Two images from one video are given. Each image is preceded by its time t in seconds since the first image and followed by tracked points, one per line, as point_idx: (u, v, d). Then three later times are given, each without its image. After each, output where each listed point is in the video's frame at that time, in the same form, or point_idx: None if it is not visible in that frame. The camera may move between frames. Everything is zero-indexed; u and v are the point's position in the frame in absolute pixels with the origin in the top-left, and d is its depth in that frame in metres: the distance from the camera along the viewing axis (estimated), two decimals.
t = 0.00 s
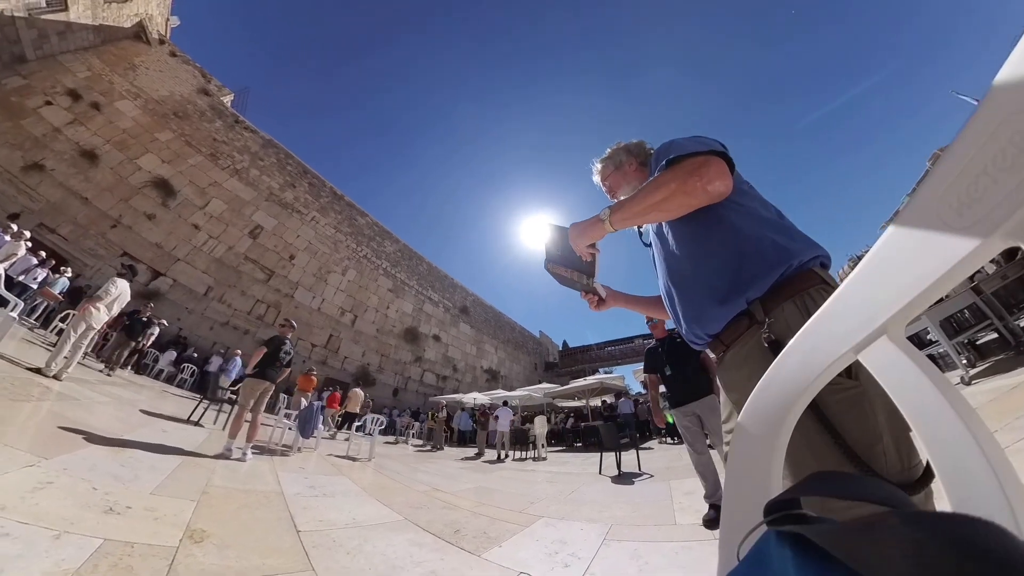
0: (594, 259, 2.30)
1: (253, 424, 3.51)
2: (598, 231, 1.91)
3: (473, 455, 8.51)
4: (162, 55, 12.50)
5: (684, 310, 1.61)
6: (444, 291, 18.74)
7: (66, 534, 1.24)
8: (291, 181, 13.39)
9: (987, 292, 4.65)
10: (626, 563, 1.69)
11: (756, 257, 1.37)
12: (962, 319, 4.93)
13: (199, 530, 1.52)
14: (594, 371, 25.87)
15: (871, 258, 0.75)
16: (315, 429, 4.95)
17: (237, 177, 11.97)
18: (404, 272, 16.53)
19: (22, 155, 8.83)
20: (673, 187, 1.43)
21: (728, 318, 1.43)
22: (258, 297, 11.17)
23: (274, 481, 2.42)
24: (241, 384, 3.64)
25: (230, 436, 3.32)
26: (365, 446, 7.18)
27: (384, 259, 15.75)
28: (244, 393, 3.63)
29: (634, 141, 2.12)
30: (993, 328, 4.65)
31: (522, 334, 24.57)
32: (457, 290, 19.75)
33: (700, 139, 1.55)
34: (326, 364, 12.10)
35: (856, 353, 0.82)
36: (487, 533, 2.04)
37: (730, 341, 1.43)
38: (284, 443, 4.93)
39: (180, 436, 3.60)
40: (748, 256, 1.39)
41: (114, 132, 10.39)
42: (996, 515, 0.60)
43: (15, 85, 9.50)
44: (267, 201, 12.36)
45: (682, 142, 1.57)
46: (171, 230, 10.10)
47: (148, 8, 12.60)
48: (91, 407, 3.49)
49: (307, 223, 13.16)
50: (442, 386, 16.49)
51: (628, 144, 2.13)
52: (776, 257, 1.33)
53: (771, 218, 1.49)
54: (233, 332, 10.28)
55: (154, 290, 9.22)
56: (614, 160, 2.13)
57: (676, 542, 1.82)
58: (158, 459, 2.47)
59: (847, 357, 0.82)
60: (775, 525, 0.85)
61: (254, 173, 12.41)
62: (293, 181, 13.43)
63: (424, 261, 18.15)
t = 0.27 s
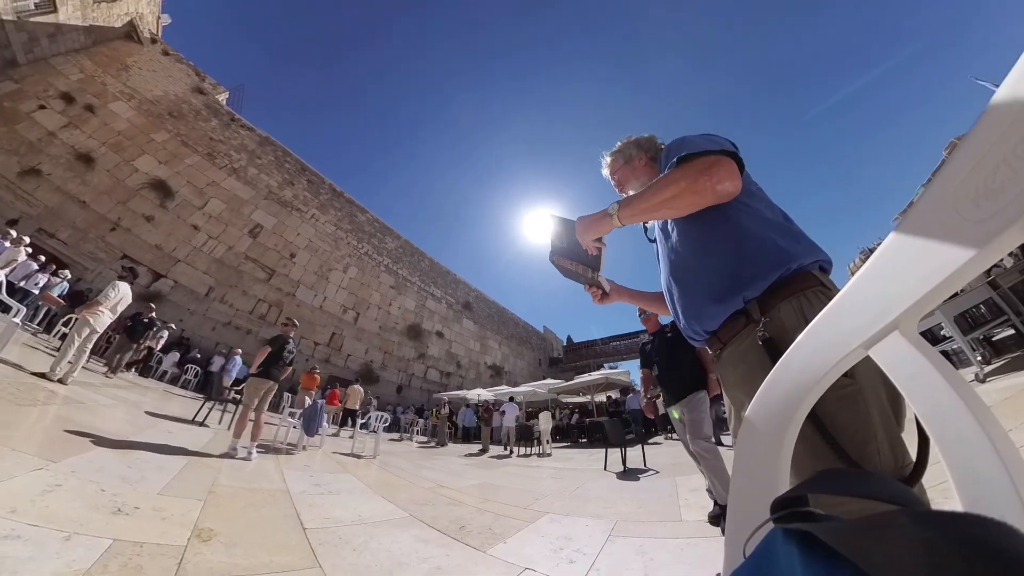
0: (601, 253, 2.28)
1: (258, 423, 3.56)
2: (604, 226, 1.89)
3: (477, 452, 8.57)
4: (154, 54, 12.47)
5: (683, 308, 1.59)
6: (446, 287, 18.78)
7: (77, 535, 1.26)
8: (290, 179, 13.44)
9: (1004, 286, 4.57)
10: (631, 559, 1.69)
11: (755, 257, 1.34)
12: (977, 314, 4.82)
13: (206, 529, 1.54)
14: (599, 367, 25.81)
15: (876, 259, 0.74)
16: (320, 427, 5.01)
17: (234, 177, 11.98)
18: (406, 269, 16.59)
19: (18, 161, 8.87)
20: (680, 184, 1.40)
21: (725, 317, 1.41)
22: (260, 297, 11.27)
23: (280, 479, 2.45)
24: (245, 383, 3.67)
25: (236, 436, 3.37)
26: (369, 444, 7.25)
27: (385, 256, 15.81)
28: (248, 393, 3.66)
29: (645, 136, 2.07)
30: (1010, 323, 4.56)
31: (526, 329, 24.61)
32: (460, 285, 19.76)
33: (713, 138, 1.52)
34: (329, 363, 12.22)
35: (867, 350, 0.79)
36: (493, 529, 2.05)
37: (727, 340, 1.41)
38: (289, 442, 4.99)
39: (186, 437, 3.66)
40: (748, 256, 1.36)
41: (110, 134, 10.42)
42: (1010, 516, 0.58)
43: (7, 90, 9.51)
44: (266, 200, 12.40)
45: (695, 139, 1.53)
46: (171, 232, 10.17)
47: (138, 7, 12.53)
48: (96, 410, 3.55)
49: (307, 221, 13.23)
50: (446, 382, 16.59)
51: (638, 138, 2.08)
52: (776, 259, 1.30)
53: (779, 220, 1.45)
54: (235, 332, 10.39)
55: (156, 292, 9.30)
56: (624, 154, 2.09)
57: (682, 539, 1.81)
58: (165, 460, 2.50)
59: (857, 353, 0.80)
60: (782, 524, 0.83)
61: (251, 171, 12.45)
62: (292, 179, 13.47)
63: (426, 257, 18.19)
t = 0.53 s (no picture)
0: (609, 247, 2.23)
1: (262, 422, 3.61)
2: (613, 223, 1.88)
3: (482, 448, 8.63)
4: (146, 53, 12.38)
5: (684, 306, 1.59)
6: (449, 283, 18.79)
7: (87, 536, 1.28)
8: (289, 176, 13.46)
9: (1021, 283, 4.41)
10: (637, 556, 1.69)
11: (757, 260, 1.33)
12: (994, 309, 4.71)
13: (214, 528, 1.56)
14: (604, 362, 25.77)
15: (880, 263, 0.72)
16: (324, 425, 5.07)
17: (232, 176, 12.01)
18: (409, 265, 16.63)
19: (15, 166, 8.95)
20: (688, 186, 1.39)
21: (724, 317, 1.41)
22: (262, 296, 11.34)
23: (285, 477, 2.48)
24: (251, 382, 3.71)
25: (241, 435, 3.41)
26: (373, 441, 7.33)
27: (387, 252, 15.85)
28: (253, 392, 3.70)
29: (657, 132, 2.03)
30: None
31: (530, 324, 24.64)
32: (463, 281, 19.79)
33: (724, 140, 1.50)
34: (332, 361, 12.34)
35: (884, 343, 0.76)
36: (498, 525, 2.06)
37: (725, 339, 1.42)
38: (294, 440, 5.05)
39: (191, 437, 3.72)
40: (751, 259, 1.35)
41: (105, 136, 10.45)
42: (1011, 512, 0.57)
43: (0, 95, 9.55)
44: (265, 198, 12.44)
45: (706, 141, 1.51)
46: (170, 233, 10.24)
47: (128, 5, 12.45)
48: (102, 412, 3.60)
49: (307, 219, 13.27)
50: (450, 378, 16.70)
51: (650, 135, 2.04)
52: (776, 263, 1.29)
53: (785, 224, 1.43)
54: (237, 332, 10.51)
55: (158, 293, 9.42)
56: (634, 151, 2.06)
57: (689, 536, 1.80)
58: (172, 461, 2.54)
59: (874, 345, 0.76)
60: (789, 521, 0.83)
61: (249, 170, 12.48)
62: (291, 176, 13.49)
63: (428, 253, 18.21)
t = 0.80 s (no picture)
0: (616, 244, 2.18)
1: (267, 421, 3.65)
2: (620, 220, 1.88)
3: (486, 444, 8.67)
4: (140, 53, 12.40)
5: (689, 303, 1.72)
6: (451, 279, 18.81)
7: (96, 536, 1.30)
8: (287, 174, 13.50)
9: None
10: (642, 551, 1.69)
11: (760, 261, 1.44)
12: (1011, 303, 4.59)
13: (222, 526, 1.58)
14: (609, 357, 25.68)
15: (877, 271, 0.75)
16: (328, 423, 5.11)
17: (229, 176, 12.05)
18: (411, 261, 16.66)
19: (12, 172, 9.12)
20: (699, 187, 1.49)
21: (725, 315, 1.54)
22: (264, 294, 11.42)
23: (290, 475, 2.50)
24: (255, 381, 3.72)
25: (248, 434, 3.46)
26: (378, 438, 7.38)
27: (388, 248, 15.88)
28: (258, 391, 3.71)
29: (669, 129, 1.99)
30: None
31: (535, 320, 24.61)
32: (465, 276, 19.79)
33: (736, 142, 1.60)
34: (335, 358, 12.45)
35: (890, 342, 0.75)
36: (503, 520, 2.07)
37: (727, 336, 1.54)
38: (299, 439, 5.10)
39: (196, 437, 3.77)
40: (755, 260, 1.45)
41: (101, 138, 10.52)
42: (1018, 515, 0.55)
43: None
44: (264, 196, 12.48)
45: (720, 142, 1.61)
46: (170, 234, 10.30)
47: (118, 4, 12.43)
48: (107, 414, 3.66)
49: (307, 216, 13.31)
50: (454, 375, 16.76)
51: (661, 131, 2.01)
52: (778, 266, 1.40)
53: (790, 228, 1.52)
54: (240, 331, 10.59)
55: (159, 295, 9.56)
56: (645, 147, 2.02)
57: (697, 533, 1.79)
58: (179, 461, 2.57)
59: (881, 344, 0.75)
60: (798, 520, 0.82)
61: (248, 168, 12.51)
62: (289, 174, 13.53)
63: (430, 249, 18.22)
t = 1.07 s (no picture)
0: (623, 238, 2.14)
1: (271, 420, 3.69)
2: (627, 215, 1.85)
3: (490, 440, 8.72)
4: (132, 52, 12.53)
5: (693, 299, 1.83)
6: (454, 274, 18.82)
7: (106, 536, 1.32)
8: (286, 171, 13.54)
9: None
10: (648, 547, 1.68)
11: (764, 260, 1.55)
12: None
13: (229, 524, 1.60)
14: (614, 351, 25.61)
15: (887, 269, 0.85)
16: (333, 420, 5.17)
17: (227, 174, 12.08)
18: (412, 257, 16.70)
19: (9, 177, 9.10)
20: (706, 185, 1.52)
21: (729, 311, 1.65)
22: (266, 293, 11.50)
23: (296, 473, 2.53)
24: (260, 380, 3.75)
25: (252, 432, 3.49)
26: (382, 434, 7.46)
27: (390, 244, 15.92)
28: (263, 390, 3.75)
29: (677, 122, 1.94)
30: None
31: (539, 315, 24.61)
32: (468, 272, 19.81)
33: (742, 136, 1.60)
34: (339, 356, 12.55)
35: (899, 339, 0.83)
36: (508, 516, 2.08)
37: (731, 332, 1.65)
38: (304, 436, 5.15)
39: (202, 436, 3.83)
40: (758, 259, 1.56)
41: (97, 139, 10.55)
42: None
43: None
44: (263, 194, 12.52)
45: (727, 137, 1.61)
46: (169, 234, 10.36)
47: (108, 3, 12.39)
48: (113, 415, 3.72)
49: (307, 214, 13.35)
50: (458, 371, 16.84)
51: (669, 124, 1.95)
52: (782, 264, 1.51)
53: (794, 229, 1.63)
54: (243, 331, 10.69)
55: (161, 295, 9.67)
56: (653, 141, 1.97)
57: (704, 529, 1.78)
58: (185, 460, 2.60)
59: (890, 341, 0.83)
60: (804, 518, 0.81)
61: (246, 166, 12.55)
62: (288, 171, 13.58)
63: (432, 244, 18.23)
